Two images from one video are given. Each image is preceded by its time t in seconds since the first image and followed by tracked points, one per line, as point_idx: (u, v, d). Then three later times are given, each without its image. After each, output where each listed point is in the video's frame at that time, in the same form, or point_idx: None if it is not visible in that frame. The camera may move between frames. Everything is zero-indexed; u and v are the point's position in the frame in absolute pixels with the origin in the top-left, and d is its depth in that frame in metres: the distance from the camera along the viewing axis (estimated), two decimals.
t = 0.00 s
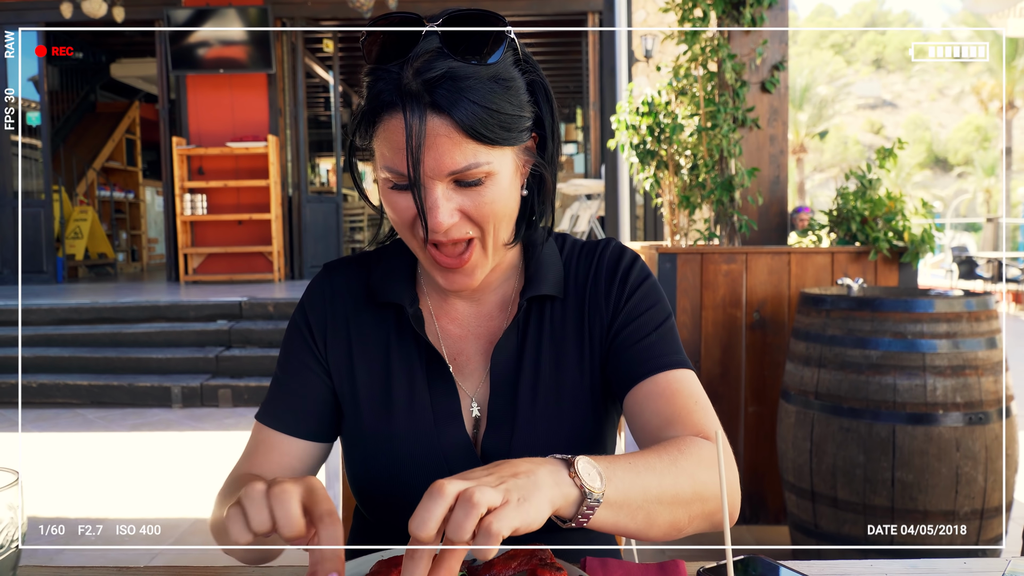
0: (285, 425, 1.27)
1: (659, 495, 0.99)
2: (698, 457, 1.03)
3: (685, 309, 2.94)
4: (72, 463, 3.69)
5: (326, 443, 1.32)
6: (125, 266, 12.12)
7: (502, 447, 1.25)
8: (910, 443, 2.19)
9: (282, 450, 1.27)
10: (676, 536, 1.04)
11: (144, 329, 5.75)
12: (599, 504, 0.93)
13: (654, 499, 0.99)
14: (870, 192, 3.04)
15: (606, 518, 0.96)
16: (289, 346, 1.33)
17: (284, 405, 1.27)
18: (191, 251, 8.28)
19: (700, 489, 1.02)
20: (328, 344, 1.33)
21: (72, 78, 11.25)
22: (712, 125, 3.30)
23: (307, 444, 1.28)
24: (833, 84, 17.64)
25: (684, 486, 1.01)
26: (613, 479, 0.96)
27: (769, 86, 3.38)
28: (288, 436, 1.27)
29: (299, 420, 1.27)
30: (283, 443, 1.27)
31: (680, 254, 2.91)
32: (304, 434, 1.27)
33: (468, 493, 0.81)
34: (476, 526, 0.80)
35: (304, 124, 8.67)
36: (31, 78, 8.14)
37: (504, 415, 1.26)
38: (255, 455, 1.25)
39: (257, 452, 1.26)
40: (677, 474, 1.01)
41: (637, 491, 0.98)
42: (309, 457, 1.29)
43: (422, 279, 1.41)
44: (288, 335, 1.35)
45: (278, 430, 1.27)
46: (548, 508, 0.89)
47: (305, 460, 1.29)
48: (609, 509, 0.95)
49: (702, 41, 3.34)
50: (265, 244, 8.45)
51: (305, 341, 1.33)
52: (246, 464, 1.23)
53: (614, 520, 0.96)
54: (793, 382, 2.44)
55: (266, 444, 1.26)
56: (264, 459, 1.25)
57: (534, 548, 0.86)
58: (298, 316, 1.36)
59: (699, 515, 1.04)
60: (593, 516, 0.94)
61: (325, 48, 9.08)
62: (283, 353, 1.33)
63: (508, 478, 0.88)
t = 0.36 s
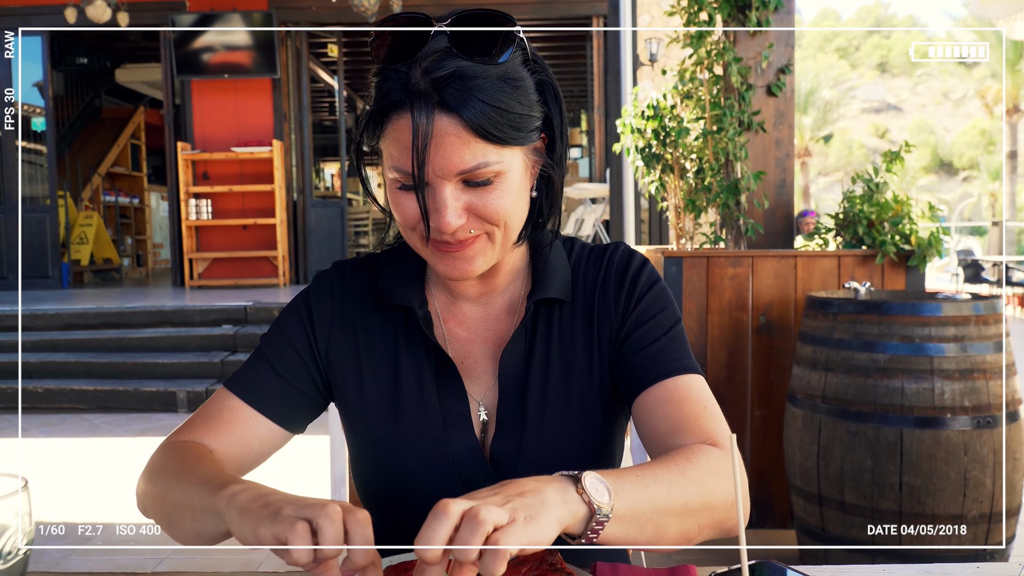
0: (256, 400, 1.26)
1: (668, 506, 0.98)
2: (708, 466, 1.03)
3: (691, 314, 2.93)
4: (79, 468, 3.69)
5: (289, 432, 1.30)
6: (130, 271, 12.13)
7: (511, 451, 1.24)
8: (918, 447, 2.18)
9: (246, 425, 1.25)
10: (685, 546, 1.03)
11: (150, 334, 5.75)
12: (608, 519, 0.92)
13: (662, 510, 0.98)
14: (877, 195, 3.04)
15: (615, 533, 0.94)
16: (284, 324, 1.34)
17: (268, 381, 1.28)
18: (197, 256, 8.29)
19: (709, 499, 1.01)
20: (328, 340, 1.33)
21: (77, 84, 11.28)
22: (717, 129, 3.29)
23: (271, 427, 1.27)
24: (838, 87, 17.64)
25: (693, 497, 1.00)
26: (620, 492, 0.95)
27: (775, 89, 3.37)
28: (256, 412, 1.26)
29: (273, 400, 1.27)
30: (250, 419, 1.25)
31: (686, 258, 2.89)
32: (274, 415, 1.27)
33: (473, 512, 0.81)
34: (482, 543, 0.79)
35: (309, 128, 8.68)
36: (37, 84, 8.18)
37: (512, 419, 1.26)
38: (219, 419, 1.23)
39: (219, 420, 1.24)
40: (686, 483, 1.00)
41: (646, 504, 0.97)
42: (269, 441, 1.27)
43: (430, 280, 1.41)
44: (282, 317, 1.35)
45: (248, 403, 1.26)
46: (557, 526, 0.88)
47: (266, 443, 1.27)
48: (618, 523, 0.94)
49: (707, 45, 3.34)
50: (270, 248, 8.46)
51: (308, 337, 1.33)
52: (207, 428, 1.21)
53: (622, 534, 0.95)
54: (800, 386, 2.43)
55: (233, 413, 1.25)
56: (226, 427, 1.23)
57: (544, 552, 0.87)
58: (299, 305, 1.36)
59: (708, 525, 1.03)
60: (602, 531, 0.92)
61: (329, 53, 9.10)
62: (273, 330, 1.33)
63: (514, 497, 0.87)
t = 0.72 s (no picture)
0: (263, 395, 1.27)
1: (679, 505, 0.98)
2: (717, 465, 1.02)
3: (699, 313, 2.93)
4: (89, 467, 3.70)
5: (293, 428, 1.30)
6: (138, 271, 12.18)
7: (520, 450, 1.24)
8: (928, 447, 2.17)
9: (251, 420, 1.25)
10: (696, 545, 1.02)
11: (158, 334, 5.77)
12: (619, 520, 0.91)
13: (673, 509, 0.97)
14: (886, 194, 3.03)
15: (627, 532, 0.94)
16: (293, 320, 1.34)
17: (275, 377, 1.28)
18: (204, 256, 8.31)
19: (719, 497, 1.01)
20: (338, 337, 1.33)
21: (86, 85, 11.32)
22: (725, 128, 3.29)
23: (275, 422, 1.27)
24: (845, 87, 17.60)
25: (703, 496, 0.99)
26: (631, 492, 0.95)
27: (782, 89, 3.38)
28: (261, 407, 1.26)
29: (279, 397, 1.27)
30: (255, 413, 1.26)
31: (694, 257, 2.89)
32: (281, 411, 1.27)
33: (491, 518, 0.80)
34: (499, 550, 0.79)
35: (316, 129, 8.69)
36: (45, 86, 8.21)
37: (521, 419, 1.25)
38: (225, 413, 1.23)
39: (224, 413, 1.24)
40: (695, 482, 1.00)
41: (657, 503, 0.96)
42: (273, 437, 1.27)
43: (438, 280, 1.41)
44: (292, 313, 1.36)
45: (253, 396, 1.26)
46: (570, 528, 0.87)
47: (270, 438, 1.27)
48: (629, 522, 0.94)
49: (715, 45, 3.34)
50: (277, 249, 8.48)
51: (318, 335, 1.33)
52: (212, 421, 1.21)
53: (633, 534, 0.95)
54: (809, 386, 2.43)
55: (238, 407, 1.25)
56: (230, 420, 1.23)
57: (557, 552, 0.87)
58: (309, 301, 1.37)
59: (719, 524, 1.03)
60: (614, 530, 0.92)
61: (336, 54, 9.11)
62: (281, 326, 1.33)
63: (528, 500, 0.86)
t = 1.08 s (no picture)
0: (267, 375, 1.27)
1: (689, 493, 0.98)
2: (727, 453, 1.03)
3: (708, 308, 2.93)
4: (100, 463, 3.72)
5: (293, 411, 1.31)
6: (147, 268, 12.22)
7: (531, 442, 1.24)
8: (938, 442, 2.16)
9: (253, 398, 1.26)
10: (707, 533, 1.03)
11: (167, 330, 5.79)
12: (629, 507, 0.92)
13: (683, 497, 0.98)
14: (896, 189, 3.02)
15: (638, 521, 0.94)
16: (300, 306, 1.35)
17: (280, 357, 1.29)
18: (213, 253, 8.33)
19: (730, 485, 1.01)
20: (346, 326, 1.34)
21: (95, 83, 11.36)
22: (734, 124, 3.29)
23: (278, 403, 1.28)
24: (853, 83, 17.53)
25: (714, 483, 1.00)
26: (641, 481, 0.95)
27: (792, 84, 3.36)
28: (264, 385, 1.27)
29: (282, 377, 1.28)
30: (257, 391, 1.26)
31: (703, 253, 2.89)
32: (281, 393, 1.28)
33: (497, 506, 0.81)
34: (507, 536, 0.79)
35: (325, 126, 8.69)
36: (54, 83, 8.24)
37: (532, 411, 1.26)
38: (227, 387, 1.24)
39: (228, 387, 1.24)
40: (706, 471, 1.00)
41: (667, 491, 0.97)
42: (274, 419, 1.28)
43: (447, 273, 1.41)
44: (300, 297, 1.36)
45: (257, 373, 1.27)
46: (579, 516, 0.87)
47: (271, 419, 1.28)
48: (639, 512, 0.94)
49: (724, 40, 3.35)
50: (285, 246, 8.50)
51: (326, 322, 1.34)
52: (215, 394, 1.22)
53: (644, 522, 0.95)
54: (818, 381, 2.42)
55: (241, 382, 1.25)
56: (233, 395, 1.23)
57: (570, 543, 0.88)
58: (318, 289, 1.37)
59: (729, 511, 1.03)
60: (624, 520, 0.92)
61: (344, 51, 9.11)
62: (288, 309, 1.34)
63: (535, 491, 0.87)
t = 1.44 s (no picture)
0: (270, 365, 1.28)
1: (701, 476, 0.98)
2: (738, 436, 1.03)
3: (715, 302, 2.93)
4: (106, 454, 3.73)
5: (297, 401, 1.31)
6: (152, 262, 12.24)
7: (539, 427, 1.25)
8: (945, 435, 2.16)
9: (255, 389, 1.26)
10: (720, 516, 1.03)
11: (173, 323, 5.80)
12: (641, 492, 0.92)
13: (695, 480, 0.98)
14: (904, 183, 3.02)
15: (650, 505, 0.94)
16: (304, 296, 1.36)
17: (284, 346, 1.30)
18: (219, 246, 8.34)
19: (742, 467, 1.02)
20: (350, 314, 1.35)
21: (101, 76, 11.37)
22: (742, 117, 3.29)
23: (280, 395, 1.28)
24: (860, 79, 17.47)
25: (726, 466, 1.00)
26: (652, 465, 0.95)
27: (801, 77, 3.33)
28: (267, 376, 1.27)
29: (285, 366, 1.29)
30: (259, 382, 1.27)
31: (710, 246, 2.89)
32: (285, 384, 1.28)
33: (511, 486, 0.81)
34: (520, 519, 0.79)
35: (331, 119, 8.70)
36: (60, 76, 8.25)
37: (540, 395, 1.26)
38: (231, 379, 1.25)
39: (231, 380, 1.25)
40: (717, 454, 1.00)
41: (679, 475, 0.97)
42: (276, 408, 1.29)
43: (454, 257, 1.41)
44: (305, 286, 1.37)
45: (261, 364, 1.27)
46: (592, 500, 0.88)
47: (273, 407, 1.28)
48: (651, 496, 0.94)
49: (732, 33, 3.34)
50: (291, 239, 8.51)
51: (333, 312, 1.35)
52: (218, 388, 1.22)
53: (657, 506, 0.95)
54: (825, 374, 2.42)
55: (245, 374, 1.26)
56: (236, 388, 1.24)
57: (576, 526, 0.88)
58: (323, 278, 1.38)
59: (741, 494, 1.04)
60: (636, 504, 0.92)
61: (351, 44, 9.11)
62: (293, 299, 1.35)
63: (548, 473, 0.87)
